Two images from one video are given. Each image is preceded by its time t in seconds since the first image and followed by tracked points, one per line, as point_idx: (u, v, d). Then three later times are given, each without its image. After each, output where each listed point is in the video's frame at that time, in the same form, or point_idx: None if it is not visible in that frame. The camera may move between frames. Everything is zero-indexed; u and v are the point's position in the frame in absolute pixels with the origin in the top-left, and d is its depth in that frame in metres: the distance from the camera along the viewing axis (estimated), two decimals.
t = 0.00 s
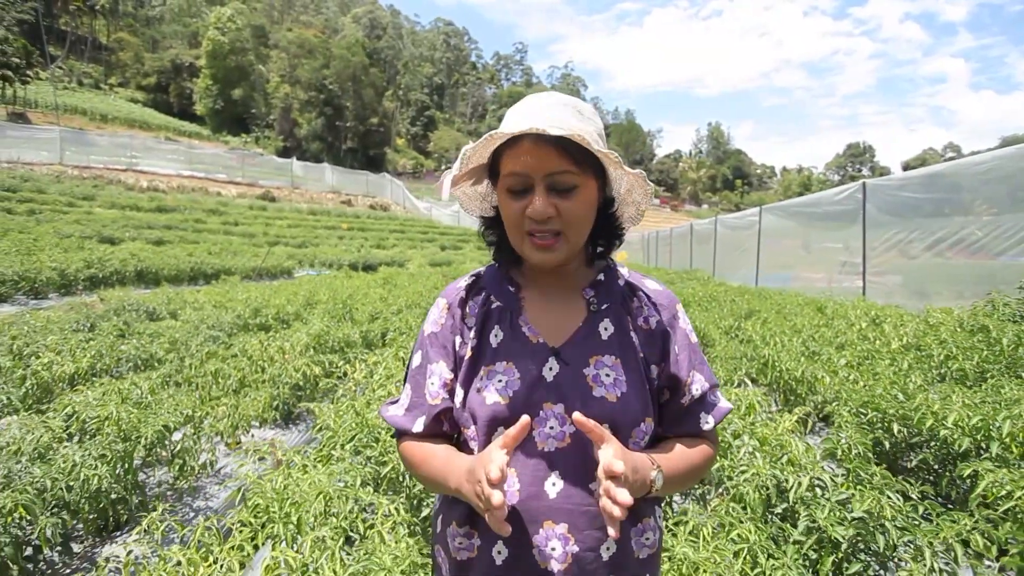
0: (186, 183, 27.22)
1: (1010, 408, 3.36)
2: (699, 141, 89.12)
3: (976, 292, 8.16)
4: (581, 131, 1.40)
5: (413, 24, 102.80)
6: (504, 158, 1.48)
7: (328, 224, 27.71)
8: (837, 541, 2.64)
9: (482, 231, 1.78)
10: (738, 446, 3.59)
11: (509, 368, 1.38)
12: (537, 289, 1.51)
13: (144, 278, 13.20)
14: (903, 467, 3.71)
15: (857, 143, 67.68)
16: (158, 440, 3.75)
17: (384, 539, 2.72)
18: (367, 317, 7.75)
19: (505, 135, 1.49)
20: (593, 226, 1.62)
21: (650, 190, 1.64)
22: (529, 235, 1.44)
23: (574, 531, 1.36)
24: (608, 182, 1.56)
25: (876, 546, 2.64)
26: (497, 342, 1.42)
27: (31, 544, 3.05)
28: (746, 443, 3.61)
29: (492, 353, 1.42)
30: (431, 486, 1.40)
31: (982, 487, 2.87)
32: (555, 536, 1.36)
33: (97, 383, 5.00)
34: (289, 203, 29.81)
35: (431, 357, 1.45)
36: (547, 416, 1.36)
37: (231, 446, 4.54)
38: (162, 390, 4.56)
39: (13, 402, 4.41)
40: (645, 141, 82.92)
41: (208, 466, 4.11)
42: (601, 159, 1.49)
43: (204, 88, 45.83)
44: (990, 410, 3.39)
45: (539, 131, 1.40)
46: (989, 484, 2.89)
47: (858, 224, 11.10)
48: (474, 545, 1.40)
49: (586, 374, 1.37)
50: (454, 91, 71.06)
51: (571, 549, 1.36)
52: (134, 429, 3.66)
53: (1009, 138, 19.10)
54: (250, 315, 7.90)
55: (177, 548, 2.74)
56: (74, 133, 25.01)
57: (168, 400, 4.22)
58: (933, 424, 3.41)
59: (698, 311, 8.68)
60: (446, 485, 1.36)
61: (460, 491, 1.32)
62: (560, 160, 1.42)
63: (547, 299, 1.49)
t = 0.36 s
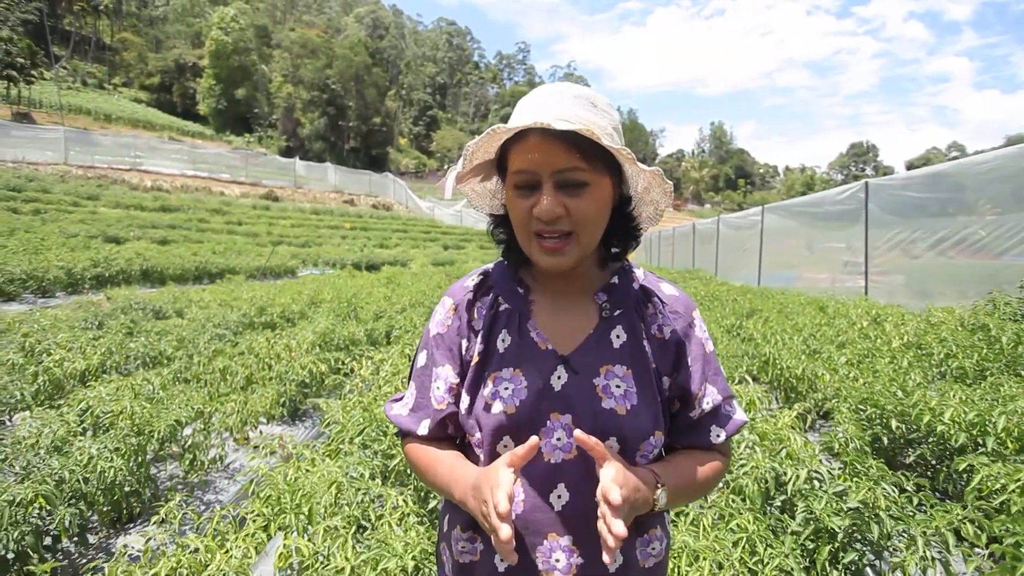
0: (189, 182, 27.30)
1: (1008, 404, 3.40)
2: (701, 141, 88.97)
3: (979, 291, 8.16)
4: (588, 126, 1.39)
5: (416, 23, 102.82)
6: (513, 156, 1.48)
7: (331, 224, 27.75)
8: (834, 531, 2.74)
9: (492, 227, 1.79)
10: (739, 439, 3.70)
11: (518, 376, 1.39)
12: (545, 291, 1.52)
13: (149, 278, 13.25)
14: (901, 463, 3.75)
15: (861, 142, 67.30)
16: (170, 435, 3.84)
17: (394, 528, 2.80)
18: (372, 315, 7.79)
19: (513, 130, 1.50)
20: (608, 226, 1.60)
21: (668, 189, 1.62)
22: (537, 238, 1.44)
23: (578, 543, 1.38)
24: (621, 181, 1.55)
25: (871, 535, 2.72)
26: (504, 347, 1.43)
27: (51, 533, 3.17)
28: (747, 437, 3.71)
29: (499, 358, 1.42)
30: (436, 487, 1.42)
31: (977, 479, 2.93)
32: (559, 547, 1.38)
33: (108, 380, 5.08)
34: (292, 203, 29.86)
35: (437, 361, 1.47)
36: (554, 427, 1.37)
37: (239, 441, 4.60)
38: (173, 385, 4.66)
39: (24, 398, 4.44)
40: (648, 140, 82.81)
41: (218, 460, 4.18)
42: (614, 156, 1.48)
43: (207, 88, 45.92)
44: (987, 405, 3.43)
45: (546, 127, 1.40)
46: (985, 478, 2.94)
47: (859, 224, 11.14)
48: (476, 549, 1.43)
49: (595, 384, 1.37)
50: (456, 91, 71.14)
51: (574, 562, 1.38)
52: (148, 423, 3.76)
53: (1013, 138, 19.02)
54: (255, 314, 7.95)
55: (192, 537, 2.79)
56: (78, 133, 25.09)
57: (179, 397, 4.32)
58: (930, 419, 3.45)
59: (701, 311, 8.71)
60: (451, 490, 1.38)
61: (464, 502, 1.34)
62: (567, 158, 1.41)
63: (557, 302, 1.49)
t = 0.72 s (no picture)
0: (191, 183, 27.38)
1: (997, 399, 3.46)
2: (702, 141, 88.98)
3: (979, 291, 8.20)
4: (583, 109, 1.42)
5: (416, 24, 102.90)
6: (527, 144, 1.53)
7: (332, 224, 27.81)
8: (825, 515, 2.84)
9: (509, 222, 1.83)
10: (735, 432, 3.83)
11: (525, 360, 1.41)
12: (556, 279, 1.54)
13: (154, 277, 13.33)
14: (894, 457, 3.76)
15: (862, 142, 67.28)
16: (185, 428, 3.96)
17: (405, 513, 2.98)
18: (376, 314, 7.85)
19: (529, 117, 1.55)
20: (615, 223, 1.63)
21: (676, 186, 1.66)
22: (544, 220, 1.46)
23: (576, 526, 1.34)
24: (630, 176, 1.59)
25: (860, 519, 2.81)
26: (514, 329, 1.46)
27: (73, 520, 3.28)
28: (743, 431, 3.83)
29: (508, 340, 1.45)
30: (435, 456, 1.40)
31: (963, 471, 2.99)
32: (558, 530, 1.35)
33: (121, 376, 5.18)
34: (294, 203, 29.93)
35: (446, 335, 1.47)
36: (556, 412, 1.38)
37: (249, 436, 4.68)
38: (186, 381, 4.77)
39: (40, 394, 4.52)
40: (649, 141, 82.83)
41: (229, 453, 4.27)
42: (624, 150, 1.52)
43: (209, 89, 46.03)
44: (975, 400, 3.49)
45: (558, 112, 1.45)
46: (972, 469, 3.00)
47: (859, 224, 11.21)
48: (472, 534, 1.42)
49: (599, 373, 1.39)
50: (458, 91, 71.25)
51: (572, 546, 1.34)
52: (163, 417, 3.88)
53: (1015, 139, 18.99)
54: (260, 313, 8.01)
55: (213, 522, 2.83)
56: (81, 134, 25.17)
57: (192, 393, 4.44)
58: (921, 413, 3.50)
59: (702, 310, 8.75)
60: (444, 444, 1.36)
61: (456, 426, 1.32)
62: (577, 145, 1.45)
63: (566, 289, 1.52)
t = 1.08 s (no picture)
0: (192, 183, 27.39)
1: (984, 394, 3.51)
2: (702, 141, 88.98)
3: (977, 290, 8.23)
4: (610, 117, 1.48)
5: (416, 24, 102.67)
6: (541, 145, 1.55)
7: (333, 225, 27.82)
8: (814, 505, 2.90)
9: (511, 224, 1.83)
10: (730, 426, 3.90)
11: (526, 353, 1.43)
12: (556, 278, 1.55)
13: (157, 277, 13.36)
14: (886, 452, 3.83)
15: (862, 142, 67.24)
16: (196, 424, 4.02)
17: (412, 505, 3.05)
18: (378, 313, 7.88)
19: (541, 120, 1.57)
20: (616, 226, 1.64)
21: (675, 194, 1.69)
22: (554, 217, 1.48)
23: (565, 512, 1.37)
24: (633, 179, 1.61)
25: (847, 508, 2.87)
26: (513, 325, 1.47)
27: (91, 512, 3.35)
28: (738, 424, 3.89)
29: (508, 333, 1.47)
30: (439, 453, 1.43)
31: (949, 464, 3.04)
32: (547, 515, 1.38)
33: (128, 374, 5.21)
34: (293, 204, 29.94)
35: (449, 332, 1.50)
36: (552, 401, 1.40)
37: (255, 433, 4.73)
38: (194, 377, 4.83)
39: (51, 390, 4.62)
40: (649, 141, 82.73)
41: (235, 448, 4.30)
42: (631, 153, 1.55)
43: (209, 89, 46.03)
44: (964, 395, 3.53)
45: (578, 117, 1.49)
46: (957, 462, 3.04)
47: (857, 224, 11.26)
48: (467, 519, 1.45)
49: (593, 366, 1.41)
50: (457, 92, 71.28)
51: (561, 530, 1.37)
52: (176, 412, 3.95)
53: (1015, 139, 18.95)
54: (264, 313, 8.02)
55: (229, 511, 2.86)
56: (82, 134, 25.18)
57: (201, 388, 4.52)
58: (911, 409, 3.55)
59: (700, 310, 8.79)
60: (450, 444, 1.40)
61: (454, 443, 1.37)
62: (591, 149, 1.49)
63: (566, 287, 1.54)
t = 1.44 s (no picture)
0: (192, 183, 27.40)
1: (977, 391, 3.52)
2: (702, 141, 89.00)
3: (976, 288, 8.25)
4: (593, 122, 1.51)
5: (416, 24, 102.58)
6: (519, 148, 1.56)
7: (333, 224, 27.84)
8: (807, 498, 2.95)
9: (486, 226, 1.83)
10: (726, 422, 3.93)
11: (507, 352, 1.45)
12: (536, 279, 1.57)
13: (159, 277, 13.38)
14: (882, 448, 3.89)
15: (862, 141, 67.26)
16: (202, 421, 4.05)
17: (416, 499, 3.08)
18: (379, 313, 7.89)
19: (516, 125, 1.58)
20: (591, 224, 1.66)
21: (644, 194, 1.70)
22: (534, 217, 1.49)
23: (553, 501, 1.37)
24: (606, 181, 1.64)
25: (840, 500, 2.91)
26: (494, 326, 1.48)
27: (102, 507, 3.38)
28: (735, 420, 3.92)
29: (489, 335, 1.48)
30: (433, 457, 1.46)
31: (942, 457, 3.05)
32: (534, 505, 1.39)
33: (133, 372, 5.23)
34: (294, 203, 29.95)
35: (436, 340, 1.54)
36: (533, 395, 1.41)
37: (259, 431, 4.75)
38: (199, 376, 4.86)
39: (59, 389, 4.65)
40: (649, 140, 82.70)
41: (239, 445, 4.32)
42: (604, 153, 1.57)
43: (209, 88, 46.01)
44: (956, 392, 3.54)
45: (555, 121, 1.50)
46: (949, 457, 3.05)
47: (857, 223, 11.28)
48: (463, 513, 1.47)
49: (573, 357, 1.41)
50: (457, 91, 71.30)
51: (550, 520, 1.37)
52: (182, 410, 3.98)
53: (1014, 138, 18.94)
54: (265, 312, 8.04)
55: (238, 505, 2.86)
56: (82, 134, 25.19)
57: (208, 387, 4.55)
58: (904, 406, 3.56)
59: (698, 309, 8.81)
60: (444, 453, 1.43)
61: (450, 449, 1.40)
62: (570, 150, 1.50)
63: (546, 285, 1.54)
